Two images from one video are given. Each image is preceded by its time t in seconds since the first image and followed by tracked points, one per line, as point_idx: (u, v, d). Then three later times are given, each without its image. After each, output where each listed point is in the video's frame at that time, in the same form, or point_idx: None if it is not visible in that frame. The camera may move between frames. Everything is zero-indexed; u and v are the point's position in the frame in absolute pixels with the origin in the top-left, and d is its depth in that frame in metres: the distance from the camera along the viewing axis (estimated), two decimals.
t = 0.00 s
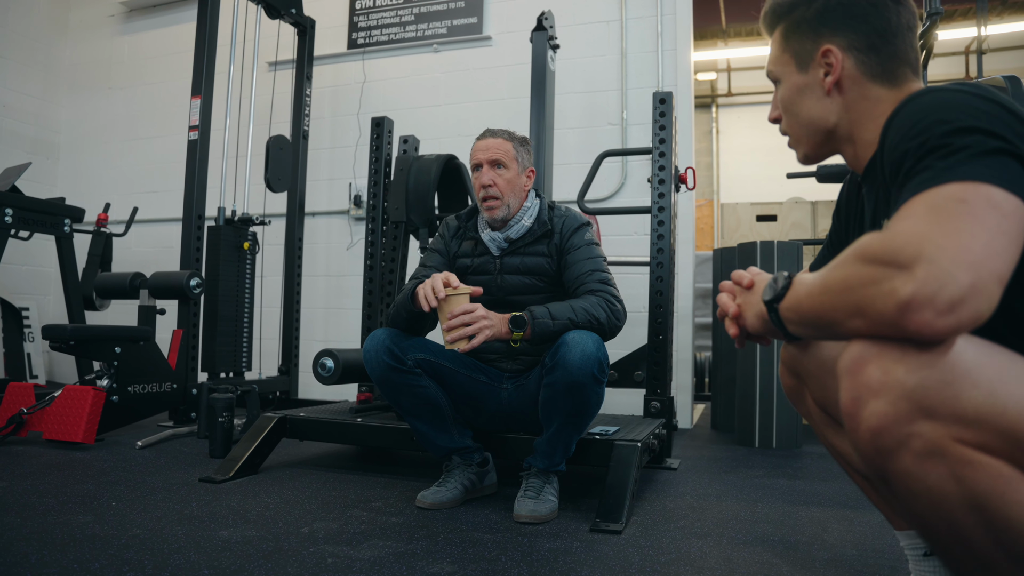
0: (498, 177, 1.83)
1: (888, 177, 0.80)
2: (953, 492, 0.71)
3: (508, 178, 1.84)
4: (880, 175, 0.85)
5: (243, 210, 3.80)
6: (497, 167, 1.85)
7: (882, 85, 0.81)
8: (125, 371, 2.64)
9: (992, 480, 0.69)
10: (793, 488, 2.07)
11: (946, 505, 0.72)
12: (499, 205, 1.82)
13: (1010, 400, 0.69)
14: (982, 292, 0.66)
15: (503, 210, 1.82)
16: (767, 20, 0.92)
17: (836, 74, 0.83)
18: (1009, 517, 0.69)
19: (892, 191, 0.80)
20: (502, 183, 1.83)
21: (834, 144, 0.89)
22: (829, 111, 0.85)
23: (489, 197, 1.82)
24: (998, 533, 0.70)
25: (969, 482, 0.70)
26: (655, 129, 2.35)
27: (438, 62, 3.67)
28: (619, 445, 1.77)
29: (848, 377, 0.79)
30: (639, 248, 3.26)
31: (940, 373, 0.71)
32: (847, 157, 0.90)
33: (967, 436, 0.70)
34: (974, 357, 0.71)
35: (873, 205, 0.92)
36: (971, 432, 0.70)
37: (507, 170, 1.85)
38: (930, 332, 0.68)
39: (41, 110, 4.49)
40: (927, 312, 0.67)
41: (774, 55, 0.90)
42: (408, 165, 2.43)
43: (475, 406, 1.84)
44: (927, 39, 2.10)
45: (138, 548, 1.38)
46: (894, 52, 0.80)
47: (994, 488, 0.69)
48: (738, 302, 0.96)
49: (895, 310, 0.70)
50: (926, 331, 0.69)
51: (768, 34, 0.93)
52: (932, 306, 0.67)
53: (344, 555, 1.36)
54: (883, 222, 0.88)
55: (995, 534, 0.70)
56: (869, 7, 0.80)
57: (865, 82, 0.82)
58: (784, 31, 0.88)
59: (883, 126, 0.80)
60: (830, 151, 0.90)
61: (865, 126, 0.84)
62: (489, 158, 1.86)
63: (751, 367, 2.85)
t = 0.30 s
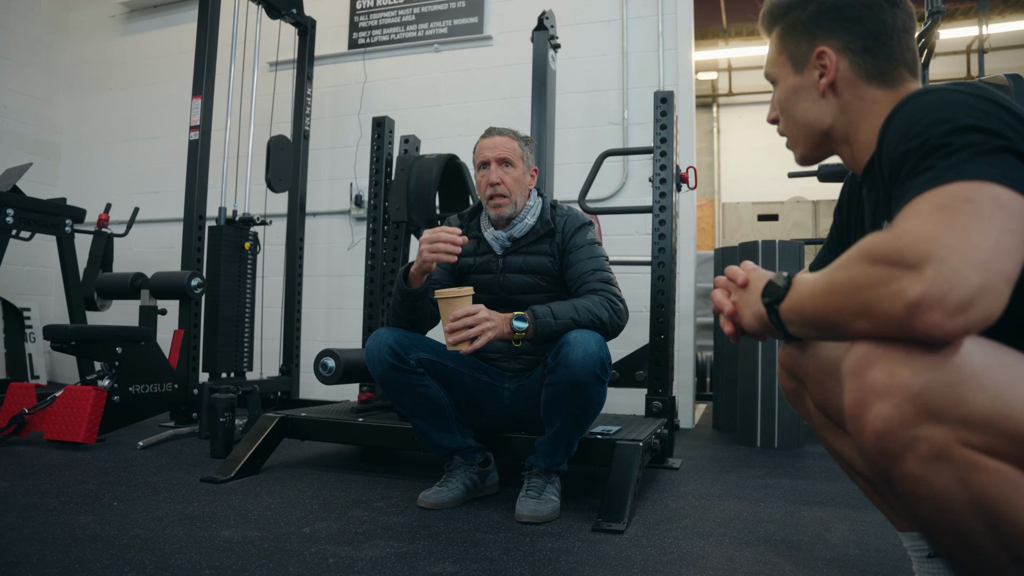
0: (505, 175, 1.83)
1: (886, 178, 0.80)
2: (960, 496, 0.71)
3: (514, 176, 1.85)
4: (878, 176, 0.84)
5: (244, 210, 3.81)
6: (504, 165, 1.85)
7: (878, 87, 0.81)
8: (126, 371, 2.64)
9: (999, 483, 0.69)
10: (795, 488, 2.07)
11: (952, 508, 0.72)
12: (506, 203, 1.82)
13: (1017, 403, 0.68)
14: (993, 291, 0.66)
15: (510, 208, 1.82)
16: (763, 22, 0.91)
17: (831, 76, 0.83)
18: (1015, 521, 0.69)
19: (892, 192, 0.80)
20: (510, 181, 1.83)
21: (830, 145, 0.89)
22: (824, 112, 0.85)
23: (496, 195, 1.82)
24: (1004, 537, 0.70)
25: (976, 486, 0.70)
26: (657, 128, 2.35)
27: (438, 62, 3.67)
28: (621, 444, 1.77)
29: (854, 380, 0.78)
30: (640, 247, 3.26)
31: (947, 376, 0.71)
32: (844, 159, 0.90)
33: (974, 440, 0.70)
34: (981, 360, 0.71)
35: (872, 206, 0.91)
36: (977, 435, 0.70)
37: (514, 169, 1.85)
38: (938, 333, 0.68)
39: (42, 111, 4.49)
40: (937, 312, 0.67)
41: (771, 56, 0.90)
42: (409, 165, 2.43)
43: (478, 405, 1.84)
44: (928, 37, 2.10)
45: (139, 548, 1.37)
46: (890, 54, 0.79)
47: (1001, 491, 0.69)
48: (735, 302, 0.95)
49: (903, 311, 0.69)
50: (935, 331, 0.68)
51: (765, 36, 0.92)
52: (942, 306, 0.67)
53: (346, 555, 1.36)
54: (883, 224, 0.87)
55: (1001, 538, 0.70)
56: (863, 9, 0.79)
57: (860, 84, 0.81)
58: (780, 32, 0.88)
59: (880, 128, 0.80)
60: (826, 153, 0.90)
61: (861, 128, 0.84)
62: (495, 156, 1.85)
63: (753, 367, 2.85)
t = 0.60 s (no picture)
0: (513, 174, 1.84)
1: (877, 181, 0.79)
2: (932, 500, 0.72)
3: (521, 175, 1.85)
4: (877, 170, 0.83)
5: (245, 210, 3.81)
6: (511, 164, 1.86)
7: (876, 79, 0.80)
8: (126, 371, 2.64)
9: (967, 486, 0.70)
10: (796, 488, 2.06)
11: (926, 513, 0.73)
12: (514, 200, 1.82)
13: (980, 406, 0.69)
14: (921, 313, 0.65)
15: (518, 207, 1.82)
16: (763, 13, 0.90)
17: (828, 69, 0.82)
18: (987, 522, 0.69)
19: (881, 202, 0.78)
20: (517, 180, 1.84)
21: (832, 139, 0.88)
22: (824, 106, 0.85)
23: (504, 193, 1.82)
24: (980, 538, 0.70)
25: (946, 488, 0.71)
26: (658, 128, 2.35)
27: (439, 61, 3.67)
28: (622, 445, 1.77)
29: (826, 392, 0.81)
30: (641, 247, 3.26)
31: (909, 384, 0.71)
32: (846, 153, 0.90)
33: (941, 443, 0.71)
34: (946, 365, 0.71)
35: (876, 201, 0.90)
36: (943, 438, 0.70)
37: (520, 168, 1.86)
38: (868, 351, 0.69)
39: (43, 111, 4.50)
40: (863, 332, 0.67)
41: (771, 49, 0.89)
42: (410, 164, 2.43)
43: (479, 406, 1.84)
44: (929, 37, 2.10)
45: (140, 549, 1.37)
46: (888, 45, 0.79)
47: (970, 492, 0.70)
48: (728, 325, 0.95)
49: (837, 331, 0.70)
50: (869, 350, 0.69)
51: (765, 28, 0.91)
52: (868, 327, 0.67)
53: (347, 555, 1.36)
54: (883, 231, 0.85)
55: (976, 539, 0.70)
56: None
57: (858, 76, 0.81)
58: (779, 23, 0.87)
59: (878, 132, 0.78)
60: (829, 147, 0.90)
61: (860, 123, 0.83)
62: (503, 155, 1.85)
63: (754, 367, 2.84)
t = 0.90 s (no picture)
0: (514, 175, 1.84)
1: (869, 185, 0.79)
2: (917, 494, 0.72)
3: (522, 177, 1.85)
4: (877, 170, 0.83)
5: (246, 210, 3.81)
6: (512, 165, 1.85)
7: (880, 77, 0.80)
8: (127, 372, 2.64)
9: (950, 479, 0.70)
10: (797, 488, 2.06)
11: (912, 507, 0.73)
12: (516, 203, 1.82)
13: (959, 399, 0.70)
14: (899, 321, 0.66)
15: (519, 209, 1.83)
16: (769, 10, 0.90)
17: (832, 66, 0.82)
18: (970, 514, 0.70)
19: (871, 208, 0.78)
20: (518, 181, 1.84)
21: (834, 138, 0.88)
22: (827, 104, 0.85)
23: (506, 195, 1.82)
24: (965, 529, 0.70)
25: (930, 481, 0.71)
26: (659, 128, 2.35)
27: (440, 62, 3.67)
28: (622, 445, 1.77)
29: (812, 392, 0.81)
30: (642, 247, 3.26)
31: (890, 380, 0.72)
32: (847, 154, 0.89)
33: (924, 437, 0.71)
34: (927, 361, 0.72)
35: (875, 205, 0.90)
36: (925, 432, 0.71)
37: (520, 169, 1.86)
38: (848, 354, 0.69)
39: (44, 112, 4.50)
40: (843, 335, 0.68)
41: (777, 47, 0.89)
42: (410, 164, 2.42)
43: (480, 404, 1.83)
44: (930, 37, 2.10)
45: (140, 549, 1.37)
46: (893, 43, 0.79)
47: (954, 485, 0.70)
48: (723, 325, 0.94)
49: (819, 333, 0.70)
50: (848, 355, 0.69)
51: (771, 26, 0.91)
52: (847, 332, 0.67)
53: (348, 555, 1.36)
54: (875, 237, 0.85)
55: (961, 532, 0.71)
56: None
57: (863, 74, 0.81)
58: (785, 20, 0.86)
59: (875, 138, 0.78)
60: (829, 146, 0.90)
61: (862, 121, 0.83)
62: (503, 156, 1.85)
63: (755, 367, 2.84)
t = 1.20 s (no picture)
0: (498, 184, 1.83)
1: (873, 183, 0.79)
2: (943, 487, 0.72)
3: (507, 184, 1.84)
4: (868, 173, 0.82)
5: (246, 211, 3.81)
6: (496, 174, 1.85)
7: (870, 83, 0.81)
8: (128, 372, 2.64)
9: (977, 472, 0.70)
10: (797, 489, 2.06)
11: (937, 499, 0.73)
12: (503, 211, 1.81)
13: (990, 391, 0.70)
14: (951, 291, 0.66)
15: (507, 216, 1.82)
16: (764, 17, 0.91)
17: (825, 69, 0.82)
18: (995, 509, 0.70)
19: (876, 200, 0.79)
20: (503, 190, 1.83)
21: (824, 143, 0.88)
22: (819, 107, 0.85)
23: (491, 205, 1.81)
24: (989, 523, 0.71)
25: (956, 474, 0.71)
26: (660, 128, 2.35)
27: (440, 62, 3.67)
28: (623, 445, 1.77)
29: (836, 382, 0.81)
30: (643, 247, 3.26)
31: (921, 370, 0.72)
32: (836, 159, 0.89)
33: (953, 430, 0.71)
34: (956, 353, 0.72)
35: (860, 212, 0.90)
36: (955, 425, 0.71)
37: (506, 176, 1.85)
38: (895, 331, 0.68)
39: (45, 112, 4.50)
40: (892, 311, 0.67)
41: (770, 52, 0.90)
42: (411, 165, 2.42)
43: (481, 404, 1.83)
44: (931, 37, 2.10)
45: (141, 549, 1.37)
46: (883, 50, 0.80)
47: (981, 478, 0.70)
48: (727, 323, 0.94)
49: (863, 312, 0.70)
50: (892, 333, 0.69)
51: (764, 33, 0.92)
52: (898, 306, 0.67)
53: (348, 556, 1.36)
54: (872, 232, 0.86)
55: (985, 525, 0.71)
56: (859, 3, 0.79)
57: (853, 78, 0.81)
58: (778, 26, 0.87)
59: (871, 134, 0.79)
60: (819, 151, 0.90)
61: (852, 126, 0.83)
62: (487, 167, 1.84)
63: (755, 367, 2.84)
